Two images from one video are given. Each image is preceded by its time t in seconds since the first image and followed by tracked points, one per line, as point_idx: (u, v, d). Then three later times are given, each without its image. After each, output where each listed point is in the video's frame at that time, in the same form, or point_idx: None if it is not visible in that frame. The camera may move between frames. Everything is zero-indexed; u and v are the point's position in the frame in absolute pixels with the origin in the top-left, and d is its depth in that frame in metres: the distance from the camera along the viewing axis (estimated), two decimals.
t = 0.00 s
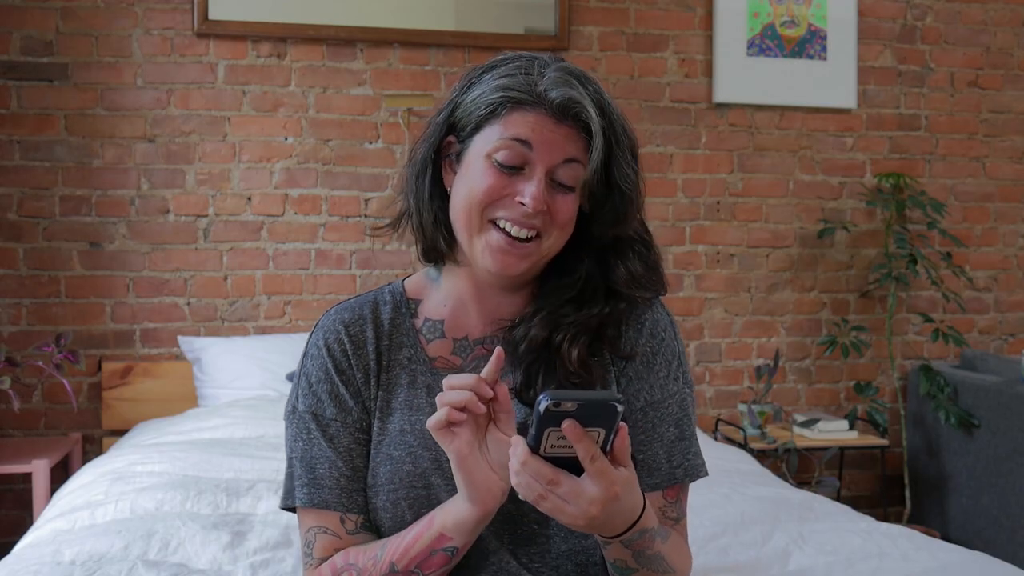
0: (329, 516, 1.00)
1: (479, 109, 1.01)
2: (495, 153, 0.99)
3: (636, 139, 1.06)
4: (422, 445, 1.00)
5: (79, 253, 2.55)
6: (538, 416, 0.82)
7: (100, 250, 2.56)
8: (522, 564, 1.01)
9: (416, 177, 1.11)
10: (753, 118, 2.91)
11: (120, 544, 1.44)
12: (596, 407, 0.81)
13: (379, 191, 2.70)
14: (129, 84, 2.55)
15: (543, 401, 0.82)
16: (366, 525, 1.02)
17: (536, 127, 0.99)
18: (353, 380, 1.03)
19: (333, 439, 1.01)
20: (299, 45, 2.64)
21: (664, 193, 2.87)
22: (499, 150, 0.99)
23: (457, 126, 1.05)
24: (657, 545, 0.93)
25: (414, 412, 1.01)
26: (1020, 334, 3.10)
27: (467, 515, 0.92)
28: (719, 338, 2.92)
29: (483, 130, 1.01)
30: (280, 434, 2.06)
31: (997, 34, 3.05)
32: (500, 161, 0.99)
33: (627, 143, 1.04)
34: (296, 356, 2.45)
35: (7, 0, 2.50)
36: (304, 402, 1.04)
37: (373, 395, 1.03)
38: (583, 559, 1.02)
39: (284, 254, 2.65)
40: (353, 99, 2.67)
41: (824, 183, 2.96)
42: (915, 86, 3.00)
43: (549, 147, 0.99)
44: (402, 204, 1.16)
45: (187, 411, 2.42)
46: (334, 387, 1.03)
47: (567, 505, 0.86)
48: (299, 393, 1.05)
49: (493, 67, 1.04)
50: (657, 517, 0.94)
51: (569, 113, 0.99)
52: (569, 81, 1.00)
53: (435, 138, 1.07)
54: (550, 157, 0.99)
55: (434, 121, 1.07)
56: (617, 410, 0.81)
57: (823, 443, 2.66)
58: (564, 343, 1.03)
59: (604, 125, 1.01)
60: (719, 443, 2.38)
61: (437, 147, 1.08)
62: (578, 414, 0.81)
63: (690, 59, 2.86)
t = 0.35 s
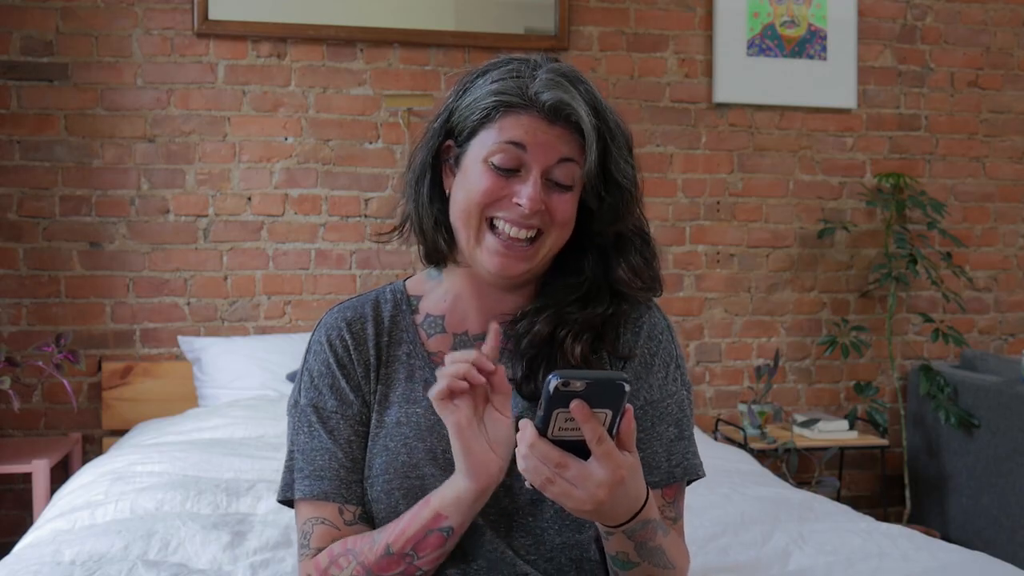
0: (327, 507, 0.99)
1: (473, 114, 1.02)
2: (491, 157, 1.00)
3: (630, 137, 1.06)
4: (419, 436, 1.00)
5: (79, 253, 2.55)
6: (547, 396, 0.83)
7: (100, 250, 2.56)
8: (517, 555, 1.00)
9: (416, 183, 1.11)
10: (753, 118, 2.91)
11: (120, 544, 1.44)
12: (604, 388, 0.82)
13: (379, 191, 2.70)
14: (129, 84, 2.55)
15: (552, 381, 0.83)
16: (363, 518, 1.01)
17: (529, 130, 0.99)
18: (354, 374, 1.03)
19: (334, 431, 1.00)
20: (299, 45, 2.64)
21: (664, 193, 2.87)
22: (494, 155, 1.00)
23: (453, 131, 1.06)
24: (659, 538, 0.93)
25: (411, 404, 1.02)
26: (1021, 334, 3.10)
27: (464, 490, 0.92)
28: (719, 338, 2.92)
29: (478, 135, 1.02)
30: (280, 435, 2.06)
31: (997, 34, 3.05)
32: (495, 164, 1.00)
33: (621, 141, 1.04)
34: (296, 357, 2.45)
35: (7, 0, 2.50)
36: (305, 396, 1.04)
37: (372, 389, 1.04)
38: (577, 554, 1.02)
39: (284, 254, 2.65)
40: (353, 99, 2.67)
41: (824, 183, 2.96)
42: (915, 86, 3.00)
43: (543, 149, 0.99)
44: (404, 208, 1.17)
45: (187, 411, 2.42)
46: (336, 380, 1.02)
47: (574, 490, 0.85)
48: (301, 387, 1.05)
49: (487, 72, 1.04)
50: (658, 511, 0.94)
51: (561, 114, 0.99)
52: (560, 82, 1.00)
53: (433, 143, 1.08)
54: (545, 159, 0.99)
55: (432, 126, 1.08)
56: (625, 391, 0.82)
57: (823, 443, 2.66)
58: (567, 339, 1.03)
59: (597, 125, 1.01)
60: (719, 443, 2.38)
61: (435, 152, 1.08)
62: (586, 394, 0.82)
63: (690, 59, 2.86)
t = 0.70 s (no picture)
0: (332, 505, 0.99)
1: (470, 110, 1.03)
2: (489, 150, 1.01)
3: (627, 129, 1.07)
4: (423, 436, 1.00)
5: (79, 253, 2.55)
6: (568, 391, 0.83)
7: (100, 250, 2.56)
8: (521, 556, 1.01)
9: (420, 187, 1.12)
10: (753, 118, 2.91)
11: (120, 544, 1.44)
12: (624, 384, 0.82)
13: (379, 191, 2.70)
14: (129, 84, 2.55)
15: (573, 375, 0.82)
16: (367, 516, 1.01)
17: (524, 120, 1.00)
18: (358, 373, 1.04)
19: (338, 430, 1.01)
20: (299, 45, 2.64)
21: (664, 193, 2.87)
22: (492, 147, 1.01)
23: (453, 132, 1.07)
24: (666, 538, 0.93)
25: (416, 403, 1.01)
26: (1021, 334, 3.09)
27: (484, 513, 0.92)
28: (719, 338, 2.92)
29: (475, 130, 1.03)
30: (280, 434, 2.05)
31: (997, 34, 3.05)
32: (493, 155, 1.00)
33: (617, 130, 1.05)
34: (296, 357, 2.45)
35: (7, 0, 2.50)
36: (309, 395, 1.04)
37: (376, 388, 1.03)
38: (579, 556, 1.01)
39: (284, 254, 2.65)
40: (353, 99, 2.67)
41: (824, 183, 2.96)
42: (915, 86, 3.00)
43: (538, 137, 1.00)
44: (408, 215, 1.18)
45: (187, 411, 2.42)
46: (340, 379, 1.03)
47: (590, 486, 0.85)
48: (305, 386, 1.05)
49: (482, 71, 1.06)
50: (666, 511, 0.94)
51: (554, 102, 1.00)
52: (552, 72, 1.01)
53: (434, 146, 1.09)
54: (541, 147, 1.00)
55: (433, 130, 1.10)
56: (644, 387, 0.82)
57: (823, 443, 2.66)
58: (574, 343, 1.03)
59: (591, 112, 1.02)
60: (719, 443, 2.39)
61: (437, 154, 1.09)
62: (606, 390, 0.82)
63: (690, 59, 2.86)
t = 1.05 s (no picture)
0: (335, 511, 0.99)
1: (469, 108, 1.04)
2: (489, 145, 1.01)
3: (626, 124, 1.07)
4: (430, 441, 0.99)
5: (79, 253, 2.55)
6: (552, 387, 0.83)
7: (99, 250, 2.56)
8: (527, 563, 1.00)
9: (424, 190, 1.13)
10: (753, 118, 2.91)
11: (120, 544, 1.44)
12: (608, 380, 0.82)
13: (379, 191, 2.70)
14: (129, 84, 2.55)
15: (557, 372, 0.83)
16: (372, 521, 1.01)
17: (523, 114, 1.01)
18: (364, 378, 1.03)
19: (343, 436, 1.01)
20: (299, 45, 2.64)
21: (664, 193, 2.87)
22: (493, 142, 1.01)
23: (454, 133, 1.08)
24: (660, 540, 0.93)
25: (422, 409, 1.01)
26: (1020, 334, 3.10)
27: (481, 504, 0.92)
28: (719, 338, 2.92)
29: (476, 127, 1.03)
30: (280, 434, 2.06)
31: (997, 34, 3.05)
32: (494, 150, 1.01)
33: (615, 123, 1.05)
34: (296, 357, 2.45)
35: (7, 0, 2.50)
36: (313, 400, 1.04)
37: (382, 392, 1.03)
38: (585, 560, 1.01)
39: (284, 254, 2.65)
40: (353, 99, 2.67)
41: (824, 183, 2.96)
42: (915, 86, 3.00)
43: (538, 130, 1.00)
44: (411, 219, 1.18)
45: (187, 411, 2.41)
46: (345, 383, 1.03)
47: (577, 485, 0.85)
48: (309, 390, 1.05)
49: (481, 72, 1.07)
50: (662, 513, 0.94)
51: (552, 95, 1.01)
52: (550, 65, 1.02)
53: (437, 148, 1.11)
54: (540, 140, 1.00)
55: (435, 133, 1.11)
56: (628, 383, 0.82)
57: (823, 443, 2.66)
58: (579, 346, 1.03)
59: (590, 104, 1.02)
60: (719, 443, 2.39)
61: (439, 157, 1.11)
62: (590, 386, 0.82)
63: (691, 59, 2.86)
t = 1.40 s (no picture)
0: (337, 505, 0.98)
1: (470, 107, 1.04)
2: (499, 137, 1.01)
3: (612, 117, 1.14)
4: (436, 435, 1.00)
5: (80, 253, 2.55)
6: (550, 386, 0.84)
7: (100, 250, 2.56)
8: (530, 559, 0.99)
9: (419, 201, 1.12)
10: (753, 118, 2.91)
11: (121, 544, 1.44)
12: (606, 377, 0.83)
13: (379, 191, 2.70)
14: (129, 84, 2.55)
15: (555, 370, 0.84)
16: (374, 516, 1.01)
17: (529, 103, 1.02)
18: (367, 372, 1.03)
19: (347, 429, 1.00)
20: (299, 45, 2.64)
21: (664, 193, 2.87)
22: (502, 134, 1.01)
23: (449, 140, 1.07)
24: (662, 535, 0.93)
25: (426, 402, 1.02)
26: (1020, 334, 3.10)
27: (449, 457, 0.91)
28: (719, 338, 2.92)
29: (480, 124, 1.03)
30: (280, 434, 2.06)
31: (996, 34, 3.05)
32: (505, 140, 1.01)
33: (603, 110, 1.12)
34: (296, 357, 2.45)
35: (7, 1, 2.51)
36: (316, 394, 1.03)
37: (386, 387, 1.03)
38: (589, 556, 1.01)
39: (284, 254, 2.65)
40: (353, 99, 2.67)
41: (823, 183, 2.96)
42: (915, 86, 3.00)
43: (547, 119, 1.02)
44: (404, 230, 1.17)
45: (187, 411, 2.42)
46: (349, 378, 1.02)
47: (577, 483, 0.85)
48: (312, 385, 1.04)
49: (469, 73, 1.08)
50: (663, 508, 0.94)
51: (553, 83, 1.04)
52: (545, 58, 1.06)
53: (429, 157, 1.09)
54: (551, 128, 1.02)
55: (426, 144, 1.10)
56: (626, 380, 0.83)
57: (823, 443, 2.66)
58: (586, 334, 1.04)
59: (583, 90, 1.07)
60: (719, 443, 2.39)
61: (431, 165, 1.09)
62: (588, 383, 0.83)
63: (690, 59, 2.86)
